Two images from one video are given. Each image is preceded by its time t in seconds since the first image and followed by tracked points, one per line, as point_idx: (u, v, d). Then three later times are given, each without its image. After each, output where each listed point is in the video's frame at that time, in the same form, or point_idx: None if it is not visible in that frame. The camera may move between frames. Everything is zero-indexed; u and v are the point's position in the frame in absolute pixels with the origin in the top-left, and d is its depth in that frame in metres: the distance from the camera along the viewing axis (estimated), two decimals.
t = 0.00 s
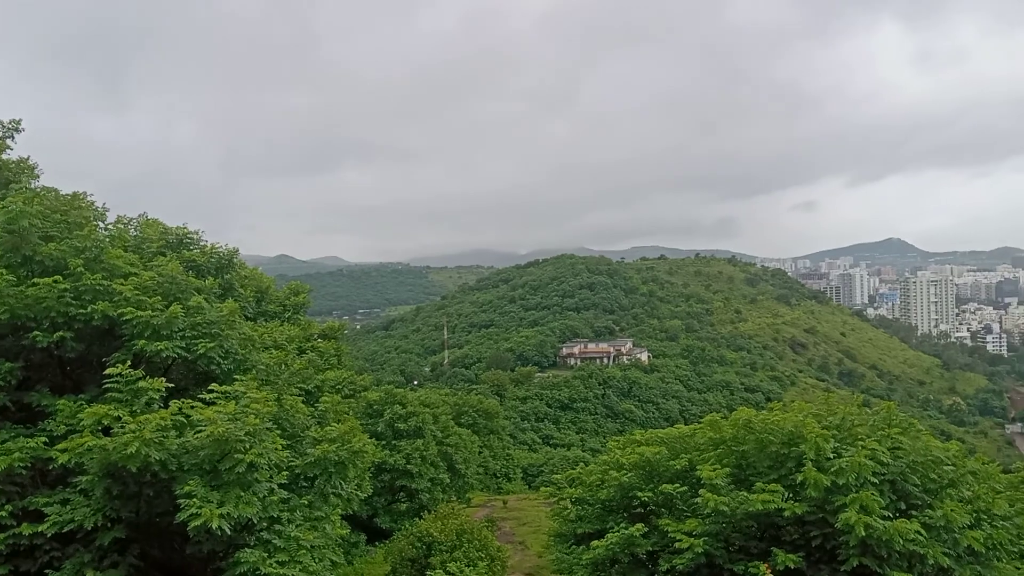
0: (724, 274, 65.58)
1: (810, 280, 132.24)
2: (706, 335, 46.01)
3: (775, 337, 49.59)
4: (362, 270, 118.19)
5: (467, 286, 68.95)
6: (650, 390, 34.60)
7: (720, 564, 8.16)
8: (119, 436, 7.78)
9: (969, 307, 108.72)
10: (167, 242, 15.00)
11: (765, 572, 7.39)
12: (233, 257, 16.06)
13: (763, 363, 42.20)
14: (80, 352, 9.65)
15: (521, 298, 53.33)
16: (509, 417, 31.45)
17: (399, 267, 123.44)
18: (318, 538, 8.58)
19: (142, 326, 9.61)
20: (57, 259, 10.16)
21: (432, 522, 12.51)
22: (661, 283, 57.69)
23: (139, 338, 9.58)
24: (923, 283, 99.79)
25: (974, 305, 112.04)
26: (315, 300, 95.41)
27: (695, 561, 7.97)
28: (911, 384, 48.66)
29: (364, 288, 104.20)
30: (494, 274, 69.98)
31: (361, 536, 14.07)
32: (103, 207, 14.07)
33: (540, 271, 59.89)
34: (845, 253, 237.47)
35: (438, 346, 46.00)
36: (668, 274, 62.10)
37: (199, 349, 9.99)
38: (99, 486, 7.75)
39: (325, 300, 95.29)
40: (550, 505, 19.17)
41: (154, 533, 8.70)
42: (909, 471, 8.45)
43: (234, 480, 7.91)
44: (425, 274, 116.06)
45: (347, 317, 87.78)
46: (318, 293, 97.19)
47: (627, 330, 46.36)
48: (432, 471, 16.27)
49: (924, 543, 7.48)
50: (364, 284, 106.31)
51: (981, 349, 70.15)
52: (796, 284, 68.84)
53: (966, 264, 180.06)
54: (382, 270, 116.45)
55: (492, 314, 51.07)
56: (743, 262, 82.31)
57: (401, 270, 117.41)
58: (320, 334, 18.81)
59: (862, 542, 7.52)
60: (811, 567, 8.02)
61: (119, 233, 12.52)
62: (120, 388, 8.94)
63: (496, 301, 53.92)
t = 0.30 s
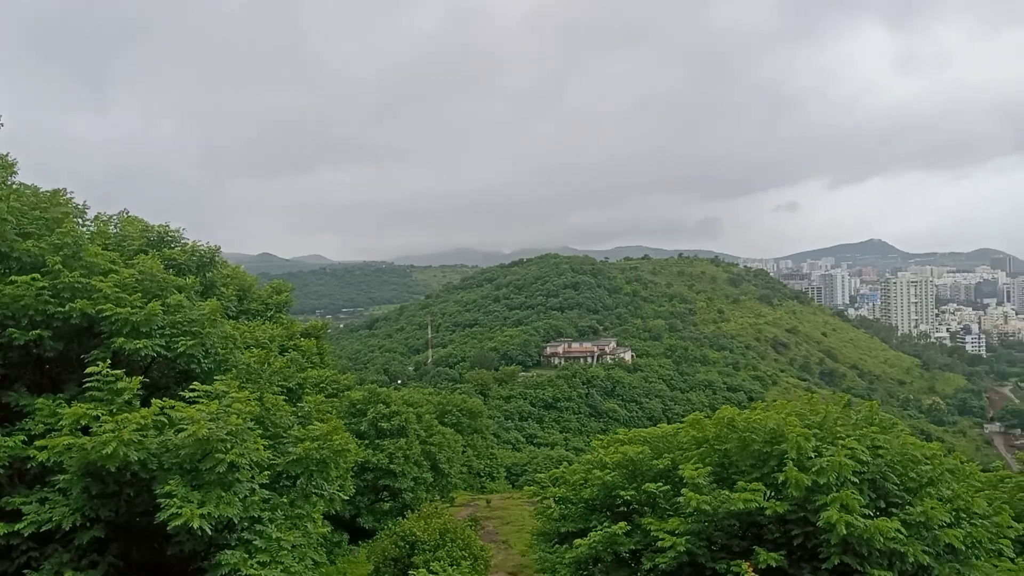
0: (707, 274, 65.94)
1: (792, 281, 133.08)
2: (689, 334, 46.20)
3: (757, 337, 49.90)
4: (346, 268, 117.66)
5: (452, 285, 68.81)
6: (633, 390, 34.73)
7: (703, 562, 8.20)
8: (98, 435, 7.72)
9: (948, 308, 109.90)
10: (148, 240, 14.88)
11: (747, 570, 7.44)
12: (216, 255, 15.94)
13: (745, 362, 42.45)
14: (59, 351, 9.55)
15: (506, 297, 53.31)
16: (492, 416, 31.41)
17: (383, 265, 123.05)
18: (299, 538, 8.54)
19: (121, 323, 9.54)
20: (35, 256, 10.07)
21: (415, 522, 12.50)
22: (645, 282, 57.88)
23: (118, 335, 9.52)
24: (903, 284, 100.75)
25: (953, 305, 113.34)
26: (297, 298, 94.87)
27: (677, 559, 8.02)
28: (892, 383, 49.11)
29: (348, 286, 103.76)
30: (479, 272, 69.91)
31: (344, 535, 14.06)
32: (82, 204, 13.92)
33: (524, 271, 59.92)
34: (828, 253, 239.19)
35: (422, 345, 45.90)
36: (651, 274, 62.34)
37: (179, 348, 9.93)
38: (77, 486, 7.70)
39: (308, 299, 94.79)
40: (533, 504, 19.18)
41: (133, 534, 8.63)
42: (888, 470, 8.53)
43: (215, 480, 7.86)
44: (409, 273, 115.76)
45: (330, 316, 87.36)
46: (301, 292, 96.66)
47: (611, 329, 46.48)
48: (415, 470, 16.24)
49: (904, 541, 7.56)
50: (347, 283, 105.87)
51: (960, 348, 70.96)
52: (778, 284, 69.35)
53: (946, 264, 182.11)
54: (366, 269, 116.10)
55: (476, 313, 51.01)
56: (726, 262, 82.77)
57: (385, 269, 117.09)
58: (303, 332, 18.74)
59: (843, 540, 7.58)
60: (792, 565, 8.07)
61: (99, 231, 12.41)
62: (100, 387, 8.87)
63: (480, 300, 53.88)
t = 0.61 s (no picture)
0: (696, 276, 66.15)
1: (781, 283, 133.59)
2: (678, 336, 46.34)
3: (745, 339, 50.10)
4: (335, 266, 117.33)
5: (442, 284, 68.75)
6: (621, 390, 34.83)
7: (689, 563, 8.22)
8: (84, 431, 7.71)
9: (935, 311, 110.67)
10: (137, 234, 14.81)
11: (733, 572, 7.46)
12: (205, 251, 15.86)
13: (733, 364, 42.61)
14: (45, 346, 9.54)
15: (495, 297, 53.30)
16: (481, 416, 31.39)
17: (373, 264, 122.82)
18: (285, 537, 8.52)
19: (108, 319, 9.53)
20: (22, 251, 10.07)
21: (403, 521, 12.50)
22: (634, 283, 58.01)
23: (105, 331, 9.52)
24: (890, 287, 101.29)
25: (939, 309, 114.13)
26: (286, 296, 94.57)
27: (664, 560, 8.05)
28: (878, 386, 49.40)
29: (336, 284, 103.52)
30: (469, 272, 69.89)
31: (331, 534, 14.08)
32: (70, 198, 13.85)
33: (514, 270, 59.94)
34: (818, 256, 240.16)
35: (411, 344, 45.85)
36: (640, 275, 62.47)
37: (167, 344, 9.90)
38: (62, 482, 7.68)
39: (296, 296, 94.49)
40: (522, 503, 19.15)
41: (118, 531, 8.60)
42: (874, 472, 8.59)
43: (201, 477, 7.85)
44: (398, 271, 115.57)
45: (318, 314, 87.12)
46: (290, 289, 96.35)
47: (600, 330, 46.54)
48: (403, 468, 16.21)
49: (889, 543, 7.62)
50: (336, 281, 105.59)
51: (945, 352, 71.50)
52: (766, 287, 69.65)
53: (933, 269, 183.50)
54: (355, 267, 115.81)
55: (466, 312, 50.98)
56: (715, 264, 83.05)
57: (374, 267, 116.84)
58: (292, 329, 18.69)
59: (829, 542, 7.61)
60: (778, 567, 8.11)
61: (87, 226, 12.37)
62: (87, 382, 8.82)
63: (470, 299, 53.86)
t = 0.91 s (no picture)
0: (687, 282, 66.31)
1: (771, 290, 133.74)
2: (670, 342, 46.39)
3: (736, 345, 50.19)
4: (326, 272, 116.92)
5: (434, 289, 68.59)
6: (613, 396, 34.82)
7: (681, 570, 8.21)
8: (72, 437, 7.65)
9: (925, 318, 111.22)
10: (127, 239, 14.74)
11: None
12: (195, 256, 15.76)
13: (724, 370, 42.69)
14: (34, 350, 9.48)
15: (487, 302, 53.21)
16: (473, 422, 31.26)
17: (365, 269, 122.54)
18: (274, 544, 8.45)
19: (99, 324, 9.48)
20: (12, 255, 10.00)
21: (393, 527, 12.47)
22: (626, 289, 58.07)
23: (95, 336, 9.46)
24: (880, 294, 101.68)
25: (929, 316, 114.64)
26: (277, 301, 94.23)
27: (656, 566, 8.02)
28: (869, 392, 49.56)
29: (328, 290, 103.19)
30: (461, 277, 69.73)
31: (321, 541, 13.87)
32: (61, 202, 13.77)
33: (506, 276, 59.92)
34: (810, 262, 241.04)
35: (403, 349, 45.73)
36: (632, 281, 62.58)
37: (157, 349, 9.86)
38: (51, 487, 7.61)
39: (287, 302, 94.11)
40: (513, 510, 19.09)
41: (106, 537, 8.53)
42: (866, 478, 8.60)
43: (188, 483, 7.79)
44: (390, 277, 115.27)
45: (309, 319, 86.81)
46: (281, 294, 95.95)
47: (592, 335, 46.54)
48: (394, 475, 16.15)
49: (880, 549, 7.62)
50: (327, 286, 105.24)
51: (935, 359, 71.83)
52: (758, 293, 69.84)
53: (923, 276, 184.42)
54: (346, 272, 115.48)
55: (458, 318, 50.88)
56: (706, 270, 83.23)
57: (366, 272, 116.58)
58: (283, 336, 18.61)
59: (820, 548, 7.61)
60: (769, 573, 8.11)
61: (77, 230, 12.31)
62: (76, 387, 8.76)
63: (462, 305, 53.78)
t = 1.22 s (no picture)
0: (676, 281, 66.48)
1: (760, 289, 134.21)
2: (659, 340, 46.52)
3: (725, 344, 50.37)
4: (315, 270, 116.47)
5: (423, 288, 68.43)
6: (602, 395, 34.89)
7: (670, 568, 8.21)
8: (58, 436, 7.61)
9: (911, 317, 111.99)
10: (114, 238, 14.65)
11: None
12: (183, 255, 15.68)
13: (713, 369, 42.86)
14: (20, 348, 9.40)
15: (477, 301, 53.15)
16: (462, 420, 31.22)
17: (354, 267, 122.26)
18: (261, 543, 8.42)
19: (86, 323, 9.42)
20: None
21: (382, 526, 12.46)
22: (615, 288, 58.16)
23: (82, 335, 9.41)
24: (868, 293, 102.20)
25: (915, 315, 115.39)
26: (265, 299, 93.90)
27: (644, 564, 8.03)
28: (856, 391, 49.85)
29: (317, 288, 102.87)
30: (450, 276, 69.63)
31: (309, 540, 13.81)
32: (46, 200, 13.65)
33: (496, 275, 59.92)
34: (799, 261, 241.86)
35: (392, 348, 45.65)
36: (621, 280, 62.69)
37: (145, 348, 9.81)
38: (36, 486, 7.55)
39: (275, 300, 93.76)
40: (502, 509, 19.11)
41: (93, 536, 8.50)
42: (853, 476, 8.64)
43: (174, 483, 7.77)
44: (379, 275, 115.01)
45: (297, 318, 86.55)
46: (270, 293, 95.57)
47: (582, 334, 46.57)
48: (383, 474, 16.13)
49: (867, 547, 7.66)
50: (316, 285, 104.84)
51: (922, 358, 72.26)
52: (746, 292, 70.09)
53: (910, 275, 185.55)
54: (336, 271, 115.13)
55: (447, 316, 50.80)
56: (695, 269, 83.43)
57: (354, 271, 116.29)
58: (271, 335, 18.54)
59: (807, 546, 7.64)
60: (757, 571, 8.13)
61: (64, 228, 12.22)
62: (62, 386, 8.70)
63: (452, 303, 53.73)
